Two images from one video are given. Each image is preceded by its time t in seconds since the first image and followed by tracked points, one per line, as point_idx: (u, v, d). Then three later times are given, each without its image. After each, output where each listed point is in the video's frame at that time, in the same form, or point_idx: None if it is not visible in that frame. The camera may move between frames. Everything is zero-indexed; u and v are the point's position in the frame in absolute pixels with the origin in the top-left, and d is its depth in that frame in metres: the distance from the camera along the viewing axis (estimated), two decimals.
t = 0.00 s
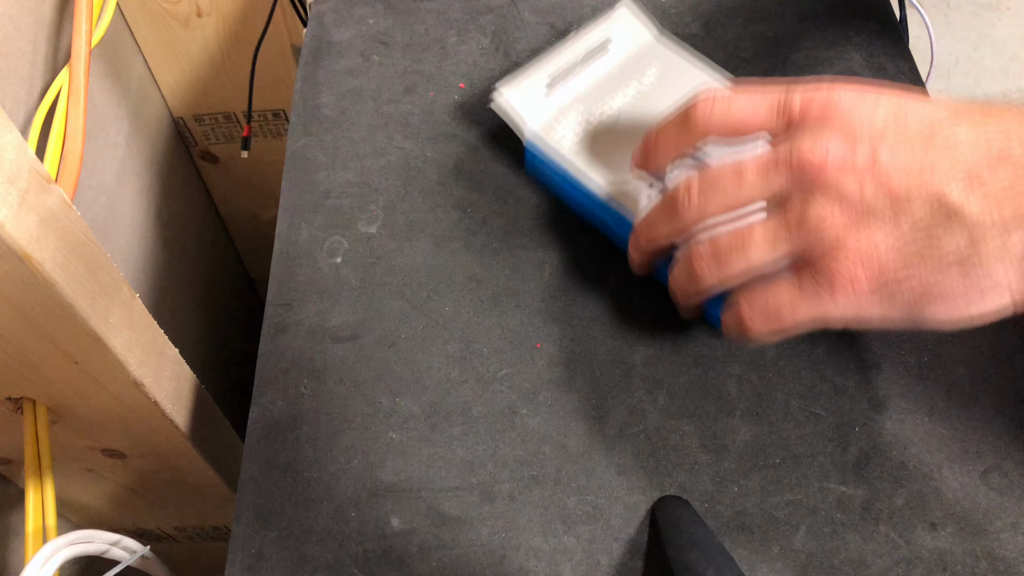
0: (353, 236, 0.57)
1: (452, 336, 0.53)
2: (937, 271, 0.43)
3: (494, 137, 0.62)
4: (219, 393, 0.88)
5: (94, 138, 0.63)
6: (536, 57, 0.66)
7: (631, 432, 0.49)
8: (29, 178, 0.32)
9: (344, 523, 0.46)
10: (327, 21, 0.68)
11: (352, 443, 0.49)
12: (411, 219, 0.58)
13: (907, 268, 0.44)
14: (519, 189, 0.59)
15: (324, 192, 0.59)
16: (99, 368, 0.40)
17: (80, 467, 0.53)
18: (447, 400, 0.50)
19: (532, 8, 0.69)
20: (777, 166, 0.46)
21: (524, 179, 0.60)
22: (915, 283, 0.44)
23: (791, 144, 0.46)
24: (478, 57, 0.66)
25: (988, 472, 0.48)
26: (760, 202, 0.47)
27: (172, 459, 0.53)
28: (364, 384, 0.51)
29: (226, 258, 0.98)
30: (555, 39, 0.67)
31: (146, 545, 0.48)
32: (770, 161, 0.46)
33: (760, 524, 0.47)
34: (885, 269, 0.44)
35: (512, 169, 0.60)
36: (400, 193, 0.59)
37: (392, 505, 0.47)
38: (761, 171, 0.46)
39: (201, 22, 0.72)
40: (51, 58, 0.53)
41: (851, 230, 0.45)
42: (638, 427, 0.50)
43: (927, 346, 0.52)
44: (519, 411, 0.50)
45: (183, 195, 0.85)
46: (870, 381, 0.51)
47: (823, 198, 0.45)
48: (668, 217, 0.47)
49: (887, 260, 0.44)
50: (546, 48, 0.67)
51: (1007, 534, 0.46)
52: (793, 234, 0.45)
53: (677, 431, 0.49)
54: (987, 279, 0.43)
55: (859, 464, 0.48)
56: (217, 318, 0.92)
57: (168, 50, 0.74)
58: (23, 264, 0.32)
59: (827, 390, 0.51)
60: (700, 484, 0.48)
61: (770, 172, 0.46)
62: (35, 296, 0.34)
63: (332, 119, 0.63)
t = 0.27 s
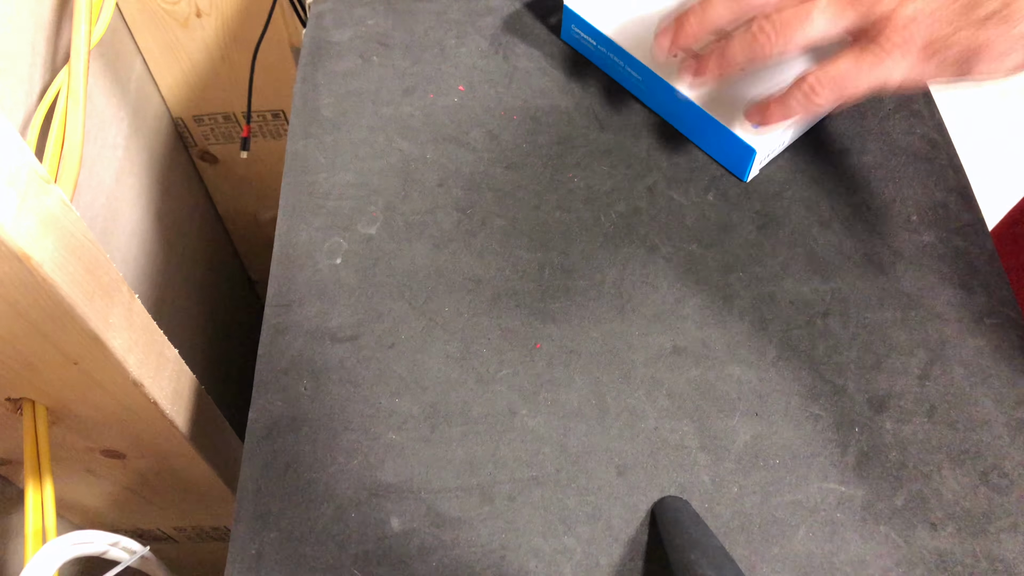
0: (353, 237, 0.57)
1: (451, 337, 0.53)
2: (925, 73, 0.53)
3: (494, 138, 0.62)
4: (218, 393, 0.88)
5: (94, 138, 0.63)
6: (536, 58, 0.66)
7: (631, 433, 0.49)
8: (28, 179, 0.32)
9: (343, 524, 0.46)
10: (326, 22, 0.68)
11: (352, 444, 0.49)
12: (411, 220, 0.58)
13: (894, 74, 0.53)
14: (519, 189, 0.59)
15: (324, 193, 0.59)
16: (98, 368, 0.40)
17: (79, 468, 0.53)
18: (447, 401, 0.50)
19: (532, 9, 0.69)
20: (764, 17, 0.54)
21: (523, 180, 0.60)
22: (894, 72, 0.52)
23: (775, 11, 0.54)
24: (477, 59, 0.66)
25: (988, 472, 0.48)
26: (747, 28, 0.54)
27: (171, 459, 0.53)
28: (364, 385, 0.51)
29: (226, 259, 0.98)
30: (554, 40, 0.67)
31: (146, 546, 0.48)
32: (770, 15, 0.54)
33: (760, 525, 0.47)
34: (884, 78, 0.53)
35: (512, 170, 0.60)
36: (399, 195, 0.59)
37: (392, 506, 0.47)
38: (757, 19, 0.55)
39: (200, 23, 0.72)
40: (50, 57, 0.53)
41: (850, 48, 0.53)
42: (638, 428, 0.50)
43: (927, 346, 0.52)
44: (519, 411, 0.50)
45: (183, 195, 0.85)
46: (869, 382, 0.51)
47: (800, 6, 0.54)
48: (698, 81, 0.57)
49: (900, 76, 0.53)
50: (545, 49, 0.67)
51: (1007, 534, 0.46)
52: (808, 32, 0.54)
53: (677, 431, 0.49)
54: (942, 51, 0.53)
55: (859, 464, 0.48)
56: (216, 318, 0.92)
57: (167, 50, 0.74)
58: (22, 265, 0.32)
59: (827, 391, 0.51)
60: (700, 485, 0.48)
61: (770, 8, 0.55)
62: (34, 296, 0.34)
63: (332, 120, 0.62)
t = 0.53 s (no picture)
0: (352, 238, 0.57)
1: (451, 337, 0.53)
2: None
3: (493, 139, 0.62)
4: (218, 393, 0.88)
5: (93, 139, 0.63)
6: (535, 59, 0.66)
7: (631, 433, 0.49)
8: (27, 179, 0.32)
9: (343, 524, 0.46)
10: (326, 23, 0.68)
11: (352, 444, 0.49)
12: (411, 220, 0.58)
13: None
14: (518, 190, 0.59)
15: (323, 194, 0.59)
16: (98, 369, 0.40)
17: (80, 468, 0.53)
18: (446, 401, 0.50)
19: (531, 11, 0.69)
20: None
21: (523, 180, 0.60)
22: None
23: None
24: (477, 59, 0.66)
25: (987, 472, 0.48)
26: None
27: (172, 460, 0.53)
28: (363, 385, 0.51)
29: (225, 259, 0.98)
30: (554, 41, 0.67)
31: (146, 547, 0.48)
32: None
33: (760, 525, 0.47)
34: None
35: (511, 170, 0.60)
36: (399, 195, 0.59)
37: (392, 506, 0.47)
38: None
39: (200, 23, 0.73)
40: (50, 59, 0.53)
41: None
42: (638, 428, 0.50)
43: (926, 346, 0.52)
44: (519, 412, 0.50)
45: (183, 195, 0.85)
46: (868, 382, 0.51)
47: None
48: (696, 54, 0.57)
49: None
50: (545, 49, 0.67)
51: (1007, 534, 0.46)
52: None
53: (677, 431, 0.50)
54: None
55: (858, 464, 0.48)
56: (216, 319, 0.92)
57: (167, 50, 0.74)
58: (22, 265, 0.32)
59: (826, 391, 0.51)
60: (700, 485, 0.48)
61: None
62: (33, 296, 0.34)
63: (331, 120, 0.63)
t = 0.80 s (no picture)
0: (352, 238, 0.57)
1: (450, 337, 0.53)
2: None
3: (492, 139, 0.62)
4: (218, 393, 0.88)
5: (93, 139, 0.63)
6: (534, 60, 0.66)
7: (631, 433, 0.49)
8: (27, 179, 0.32)
9: (343, 524, 0.46)
10: (325, 24, 0.68)
11: (351, 445, 0.49)
12: (410, 221, 0.58)
13: None
14: (518, 190, 0.59)
15: (323, 194, 0.59)
16: (98, 369, 0.40)
17: (80, 469, 0.53)
18: (446, 401, 0.50)
19: (531, 11, 0.69)
20: None
21: (523, 180, 0.60)
22: None
23: None
24: (476, 60, 0.66)
25: (987, 471, 0.48)
26: None
27: (172, 460, 0.53)
28: (363, 385, 0.51)
29: (225, 260, 0.98)
30: (553, 41, 0.67)
31: (145, 547, 0.48)
32: None
33: (760, 524, 0.47)
34: None
35: (511, 170, 0.60)
36: (398, 196, 0.59)
37: (392, 506, 0.47)
38: None
39: (200, 24, 0.73)
40: (50, 59, 0.53)
41: None
42: (637, 428, 0.50)
43: (925, 346, 0.52)
44: (519, 412, 0.50)
45: (183, 195, 0.85)
46: (867, 382, 0.51)
47: None
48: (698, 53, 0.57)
49: None
50: (544, 50, 0.67)
51: (1006, 533, 0.46)
52: None
53: (676, 430, 0.50)
54: None
55: (858, 464, 0.48)
56: (216, 319, 0.92)
57: (166, 51, 0.74)
58: (22, 265, 0.32)
59: (826, 391, 0.51)
60: (699, 485, 0.48)
61: None
62: (33, 297, 0.34)
63: (331, 121, 0.63)
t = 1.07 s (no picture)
0: (352, 239, 0.57)
1: (450, 337, 0.53)
2: None
3: (492, 139, 0.62)
4: (217, 393, 0.88)
5: (92, 140, 0.63)
6: (534, 60, 0.66)
7: (631, 433, 0.49)
8: (26, 180, 0.32)
9: (343, 524, 0.46)
10: (325, 24, 0.68)
11: (351, 445, 0.49)
12: (410, 221, 0.58)
13: None
14: (518, 190, 0.59)
15: (323, 194, 0.59)
16: (98, 369, 0.40)
17: (80, 469, 0.53)
18: (446, 402, 0.50)
19: (530, 11, 0.69)
20: None
21: (523, 181, 0.60)
22: None
23: None
24: (475, 60, 0.66)
25: (986, 471, 0.48)
26: None
27: (171, 460, 0.53)
28: (362, 386, 0.51)
29: (225, 260, 0.98)
30: (553, 41, 0.67)
31: (145, 547, 0.48)
32: None
33: (760, 524, 0.47)
34: None
35: (510, 170, 0.60)
36: (398, 196, 0.59)
37: (392, 506, 0.47)
38: None
39: (199, 24, 0.73)
40: (50, 59, 0.53)
41: None
42: (637, 428, 0.50)
43: (925, 346, 0.52)
44: (518, 412, 0.50)
45: (182, 195, 0.85)
46: (867, 382, 0.51)
47: None
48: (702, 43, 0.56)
49: None
50: (544, 50, 0.67)
51: (1006, 533, 0.46)
52: None
53: (676, 431, 0.50)
54: None
55: (857, 464, 0.48)
56: (216, 319, 0.92)
57: (166, 51, 0.74)
58: (21, 266, 0.32)
59: (826, 391, 0.51)
60: (699, 485, 0.48)
61: None
62: (33, 298, 0.34)
63: (330, 121, 0.62)
